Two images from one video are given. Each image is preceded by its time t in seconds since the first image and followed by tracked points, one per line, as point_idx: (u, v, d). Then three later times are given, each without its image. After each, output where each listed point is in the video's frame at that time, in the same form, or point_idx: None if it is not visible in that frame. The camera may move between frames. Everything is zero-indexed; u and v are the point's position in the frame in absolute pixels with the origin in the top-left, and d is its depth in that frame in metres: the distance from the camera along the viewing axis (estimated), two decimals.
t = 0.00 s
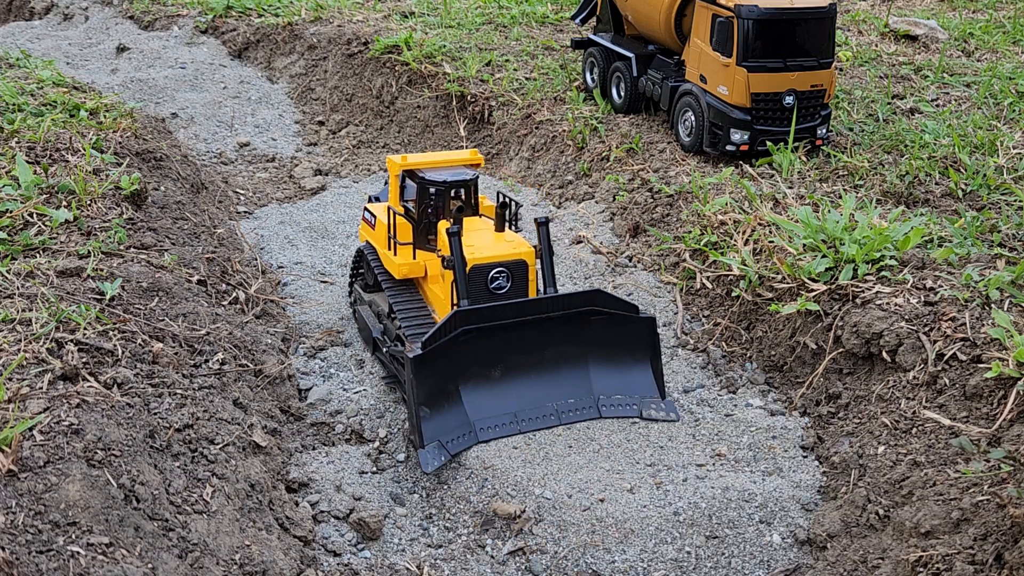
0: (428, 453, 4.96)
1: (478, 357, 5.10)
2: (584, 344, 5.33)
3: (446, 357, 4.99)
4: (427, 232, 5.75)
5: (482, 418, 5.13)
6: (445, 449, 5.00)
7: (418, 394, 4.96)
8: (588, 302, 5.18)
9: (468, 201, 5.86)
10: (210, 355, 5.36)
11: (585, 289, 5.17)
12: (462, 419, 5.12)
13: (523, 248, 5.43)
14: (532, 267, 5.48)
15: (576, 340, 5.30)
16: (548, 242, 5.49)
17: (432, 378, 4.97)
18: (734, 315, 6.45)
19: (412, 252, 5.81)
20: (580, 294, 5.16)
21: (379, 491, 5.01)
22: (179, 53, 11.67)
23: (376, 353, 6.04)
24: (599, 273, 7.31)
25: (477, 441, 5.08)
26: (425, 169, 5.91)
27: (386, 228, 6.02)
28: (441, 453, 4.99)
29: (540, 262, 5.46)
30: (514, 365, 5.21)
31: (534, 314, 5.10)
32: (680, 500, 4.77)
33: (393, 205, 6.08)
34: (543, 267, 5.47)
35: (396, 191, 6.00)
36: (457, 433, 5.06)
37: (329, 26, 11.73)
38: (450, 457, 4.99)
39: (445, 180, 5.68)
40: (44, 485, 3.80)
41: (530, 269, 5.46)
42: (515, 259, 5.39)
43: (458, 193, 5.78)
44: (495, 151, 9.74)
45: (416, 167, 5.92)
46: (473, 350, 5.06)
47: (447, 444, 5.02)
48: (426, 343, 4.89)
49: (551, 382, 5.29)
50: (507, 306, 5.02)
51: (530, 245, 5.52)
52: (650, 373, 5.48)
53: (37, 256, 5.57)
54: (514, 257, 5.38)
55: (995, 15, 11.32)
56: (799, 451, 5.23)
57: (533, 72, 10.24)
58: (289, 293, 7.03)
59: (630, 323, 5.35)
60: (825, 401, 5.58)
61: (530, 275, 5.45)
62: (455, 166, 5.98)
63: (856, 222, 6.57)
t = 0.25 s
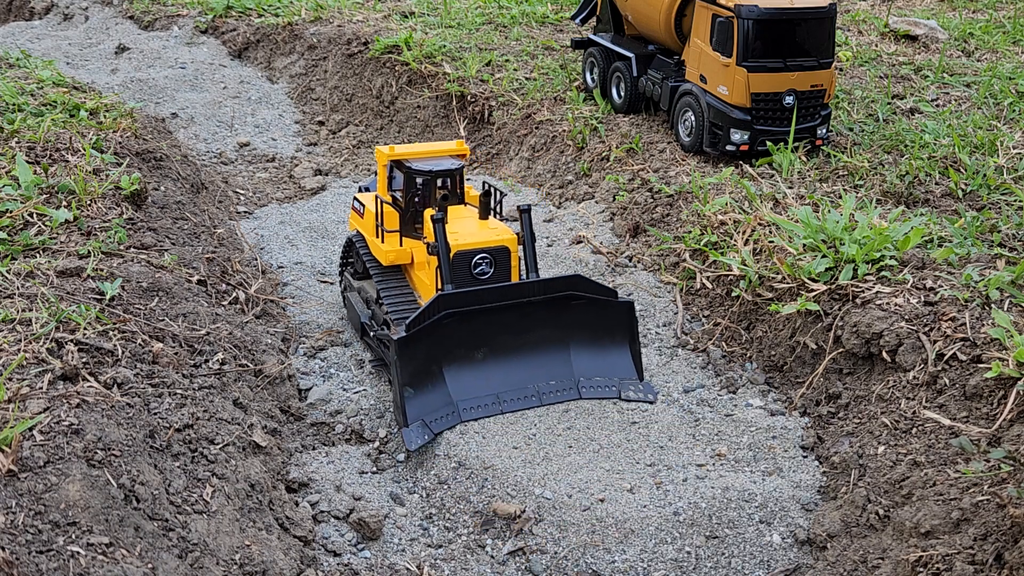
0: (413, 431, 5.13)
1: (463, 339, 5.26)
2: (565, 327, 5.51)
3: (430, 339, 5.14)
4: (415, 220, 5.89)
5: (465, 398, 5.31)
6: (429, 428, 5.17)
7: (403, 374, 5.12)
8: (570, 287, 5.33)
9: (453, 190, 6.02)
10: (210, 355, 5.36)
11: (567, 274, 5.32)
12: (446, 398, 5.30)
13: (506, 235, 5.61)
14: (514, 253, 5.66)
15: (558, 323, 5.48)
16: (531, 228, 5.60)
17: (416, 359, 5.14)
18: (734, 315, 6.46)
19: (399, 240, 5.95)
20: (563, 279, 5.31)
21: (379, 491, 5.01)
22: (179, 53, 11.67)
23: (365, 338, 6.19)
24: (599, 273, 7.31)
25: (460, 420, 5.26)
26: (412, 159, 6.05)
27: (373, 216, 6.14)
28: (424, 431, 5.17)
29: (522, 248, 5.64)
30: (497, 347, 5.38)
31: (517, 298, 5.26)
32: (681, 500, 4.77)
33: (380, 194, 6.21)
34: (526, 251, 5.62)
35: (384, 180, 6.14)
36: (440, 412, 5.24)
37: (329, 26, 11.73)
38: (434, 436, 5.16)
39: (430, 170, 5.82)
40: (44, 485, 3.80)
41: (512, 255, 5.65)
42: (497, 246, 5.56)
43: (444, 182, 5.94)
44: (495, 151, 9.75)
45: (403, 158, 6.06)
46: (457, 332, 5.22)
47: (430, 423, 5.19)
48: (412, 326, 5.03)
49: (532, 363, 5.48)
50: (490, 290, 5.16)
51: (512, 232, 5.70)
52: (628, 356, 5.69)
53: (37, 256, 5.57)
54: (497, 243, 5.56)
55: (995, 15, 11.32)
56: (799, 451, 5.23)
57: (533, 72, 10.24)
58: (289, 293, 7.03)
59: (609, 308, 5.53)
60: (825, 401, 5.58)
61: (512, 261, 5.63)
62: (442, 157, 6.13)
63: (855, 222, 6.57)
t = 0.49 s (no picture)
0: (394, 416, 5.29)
1: (444, 327, 5.42)
2: (545, 316, 5.66)
3: (411, 327, 5.32)
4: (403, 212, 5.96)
5: (446, 385, 5.46)
6: (410, 413, 5.33)
7: (384, 360, 5.29)
8: (548, 276, 5.50)
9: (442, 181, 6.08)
10: (210, 355, 5.36)
11: (545, 264, 5.50)
12: (428, 385, 5.45)
13: (490, 226, 5.74)
14: (498, 244, 5.80)
15: (537, 312, 5.63)
16: (513, 220, 5.82)
17: (398, 346, 5.31)
18: (734, 315, 6.46)
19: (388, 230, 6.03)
20: (541, 268, 5.49)
21: (379, 491, 5.01)
22: (179, 53, 11.67)
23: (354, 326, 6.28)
24: (599, 273, 7.31)
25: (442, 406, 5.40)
26: (402, 151, 6.04)
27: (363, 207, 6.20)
28: (406, 416, 5.32)
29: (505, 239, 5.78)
30: (478, 336, 5.54)
31: (496, 287, 5.43)
32: (681, 500, 4.76)
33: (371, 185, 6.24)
34: (509, 243, 5.83)
35: (374, 171, 6.13)
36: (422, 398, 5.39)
37: (329, 26, 11.73)
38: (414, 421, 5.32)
39: (419, 161, 5.86)
40: (44, 485, 3.80)
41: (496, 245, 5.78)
42: (481, 237, 5.69)
43: (432, 173, 5.99)
44: (495, 151, 9.74)
45: (392, 149, 6.04)
46: (438, 320, 5.39)
47: (411, 408, 5.35)
48: (392, 313, 5.21)
49: (512, 352, 5.62)
50: (469, 279, 5.33)
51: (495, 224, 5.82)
52: (607, 345, 5.83)
53: (37, 256, 5.57)
54: (481, 234, 5.69)
55: (995, 15, 11.32)
56: (800, 451, 5.23)
57: (533, 72, 10.24)
58: (289, 293, 7.03)
59: (587, 297, 5.69)
60: (825, 401, 5.58)
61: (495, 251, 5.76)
62: (432, 149, 6.13)
63: (855, 222, 6.57)
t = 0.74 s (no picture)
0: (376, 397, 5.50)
1: (426, 312, 5.60)
2: (527, 303, 5.81)
3: (394, 311, 5.49)
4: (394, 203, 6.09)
5: (428, 368, 5.65)
6: (391, 395, 5.53)
7: (367, 343, 5.48)
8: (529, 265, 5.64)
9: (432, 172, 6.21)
10: (210, 355, 5.36)
11: (527, 253, 5.63)
12: (410, 368, 5.65)
13: (476, 216, 5.91)
14: (483, 234, 5.97)
15: (519, 300, 5.78)
16: (497, 211, 6.00)
17: (380, 329, 5.49)
18: (734, 315, 6.46)
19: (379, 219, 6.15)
20: (522, 257, 5.62)
21: (379, 491, 5.01)
22: (179, 53, 11.67)
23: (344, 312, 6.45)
24: (599, 273, 7.31)
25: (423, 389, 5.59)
26: (395, 144, 6.11)
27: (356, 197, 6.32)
28: (387, 397, 5.53)
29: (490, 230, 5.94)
30: (460, 321, 5.70)
31: (478, 274, 5.57)
32: (682, 500, 4.76)
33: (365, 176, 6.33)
34: (492, 233, 5.99)
35: (367, 163, 6.28)
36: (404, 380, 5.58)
37: (329, 26, 11.73)
38: (395, 402, 5.52)
39: (409, 153, 5.97)
40: (44, 485, 3.80)
41: (482, 236, 5.95)
42: (467, 227, 5.86)
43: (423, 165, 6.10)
44: (495, 151, 9.75)
45: (386, 141, 6.14)
46: (421, 306, 5.56)
47: (392, 390, 5.55)
48: (375, 298, 5.38)
49: (494, 336, 5.79)
50: (452, 267, 5.48)
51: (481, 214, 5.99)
52: (587, 331, 5.98)
53: (37, 256, 5.57)
54: (467, 224, 5.86)
55: (995, 15, 11.32)
56: (800, 451, 5.23)
57: (533, 72, 10.24)
58: (289, 293, 7.03)
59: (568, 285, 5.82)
60: (825, 401, 5.58)
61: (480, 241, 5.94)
62: (424, 141, 6.22)
63: (855, 222, 6.57)
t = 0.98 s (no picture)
0: (368, 382, 5.65)
1: (416, 299, 5.74)
2: (514, 289, 5.96)
3: (384, 298, 5.64)
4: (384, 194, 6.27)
5: (418, 354, 5.80)
6: (382, 379, 5.67)
7: (358, 329, 5.63)
8: (516, 252, 5.79)
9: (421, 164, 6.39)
10: (210, 355, 5.36)
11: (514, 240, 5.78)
12: (401, 353, 5.80)
13: (464, 207, 6.03)
14: (472, 224, 6.10)
15: (507, 286, 5.93)
16: (485, 201, 6.10)
17: (371, 316, 5.64)
18: (734, 315, 6.46)
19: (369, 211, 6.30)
20: (509, 245, 5.77)
21: (379, 491, 5.01)
22: (179, 53, 11.67)
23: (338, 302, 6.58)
24: (599, 273, 7.31)
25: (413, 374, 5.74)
26: (384, 138, 6.34)
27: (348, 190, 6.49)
28: (379, 382, 5.68)
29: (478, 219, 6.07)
30: (450, 307, 5.85)
31: (467, 262, 5.72)
32: (682, 500, 4.76)
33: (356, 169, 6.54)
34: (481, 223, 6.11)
35: (359, 157, 6.48)
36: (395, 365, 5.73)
37: (329, 26, 11.73)
38: (387, 386, 5.66)
39: (399, 147, 6.18)
40: (44, 485, 3.80)
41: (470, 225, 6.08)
42: (455, 216, 6.00)
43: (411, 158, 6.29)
44: (495, 151, 9.74)
45: (375, 135, 6.35)
46: (410, 292, 5.70)
47: (384, 374, 5.69)
48: (366, 285, 5.53)
49: (482, 322, 5.95)
50: (441, 254, 5.63)
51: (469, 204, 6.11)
52: (573, 316, 6.13)
53: (37, 256, 5.57)
54: (456, 214, 5.99)
55: (995, 15, 11.32)
56: (800, 451, 5.23)
57: (533, 72, 10.24)
58: (289, 293, 7.03)
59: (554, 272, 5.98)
60: (825, 401, 5.58)
61: (469, 230, 6.06)
62: (413, 135, 6.43)
63: (855, 222, 6.57)
